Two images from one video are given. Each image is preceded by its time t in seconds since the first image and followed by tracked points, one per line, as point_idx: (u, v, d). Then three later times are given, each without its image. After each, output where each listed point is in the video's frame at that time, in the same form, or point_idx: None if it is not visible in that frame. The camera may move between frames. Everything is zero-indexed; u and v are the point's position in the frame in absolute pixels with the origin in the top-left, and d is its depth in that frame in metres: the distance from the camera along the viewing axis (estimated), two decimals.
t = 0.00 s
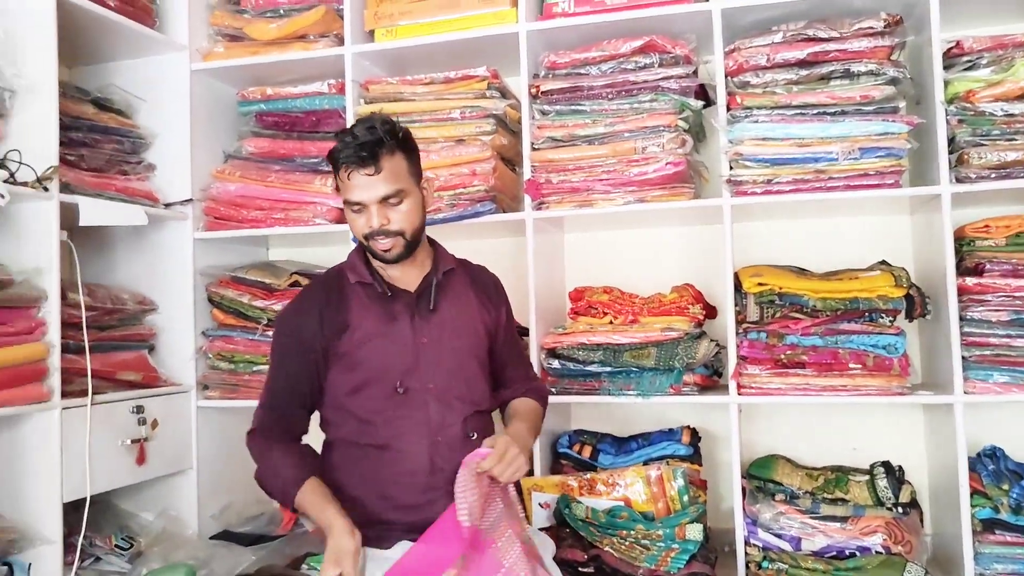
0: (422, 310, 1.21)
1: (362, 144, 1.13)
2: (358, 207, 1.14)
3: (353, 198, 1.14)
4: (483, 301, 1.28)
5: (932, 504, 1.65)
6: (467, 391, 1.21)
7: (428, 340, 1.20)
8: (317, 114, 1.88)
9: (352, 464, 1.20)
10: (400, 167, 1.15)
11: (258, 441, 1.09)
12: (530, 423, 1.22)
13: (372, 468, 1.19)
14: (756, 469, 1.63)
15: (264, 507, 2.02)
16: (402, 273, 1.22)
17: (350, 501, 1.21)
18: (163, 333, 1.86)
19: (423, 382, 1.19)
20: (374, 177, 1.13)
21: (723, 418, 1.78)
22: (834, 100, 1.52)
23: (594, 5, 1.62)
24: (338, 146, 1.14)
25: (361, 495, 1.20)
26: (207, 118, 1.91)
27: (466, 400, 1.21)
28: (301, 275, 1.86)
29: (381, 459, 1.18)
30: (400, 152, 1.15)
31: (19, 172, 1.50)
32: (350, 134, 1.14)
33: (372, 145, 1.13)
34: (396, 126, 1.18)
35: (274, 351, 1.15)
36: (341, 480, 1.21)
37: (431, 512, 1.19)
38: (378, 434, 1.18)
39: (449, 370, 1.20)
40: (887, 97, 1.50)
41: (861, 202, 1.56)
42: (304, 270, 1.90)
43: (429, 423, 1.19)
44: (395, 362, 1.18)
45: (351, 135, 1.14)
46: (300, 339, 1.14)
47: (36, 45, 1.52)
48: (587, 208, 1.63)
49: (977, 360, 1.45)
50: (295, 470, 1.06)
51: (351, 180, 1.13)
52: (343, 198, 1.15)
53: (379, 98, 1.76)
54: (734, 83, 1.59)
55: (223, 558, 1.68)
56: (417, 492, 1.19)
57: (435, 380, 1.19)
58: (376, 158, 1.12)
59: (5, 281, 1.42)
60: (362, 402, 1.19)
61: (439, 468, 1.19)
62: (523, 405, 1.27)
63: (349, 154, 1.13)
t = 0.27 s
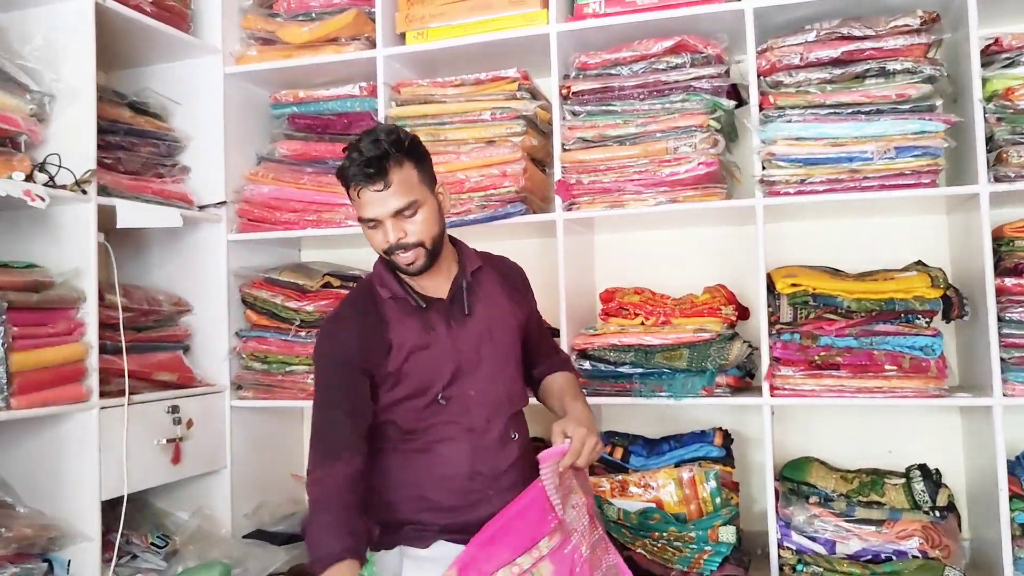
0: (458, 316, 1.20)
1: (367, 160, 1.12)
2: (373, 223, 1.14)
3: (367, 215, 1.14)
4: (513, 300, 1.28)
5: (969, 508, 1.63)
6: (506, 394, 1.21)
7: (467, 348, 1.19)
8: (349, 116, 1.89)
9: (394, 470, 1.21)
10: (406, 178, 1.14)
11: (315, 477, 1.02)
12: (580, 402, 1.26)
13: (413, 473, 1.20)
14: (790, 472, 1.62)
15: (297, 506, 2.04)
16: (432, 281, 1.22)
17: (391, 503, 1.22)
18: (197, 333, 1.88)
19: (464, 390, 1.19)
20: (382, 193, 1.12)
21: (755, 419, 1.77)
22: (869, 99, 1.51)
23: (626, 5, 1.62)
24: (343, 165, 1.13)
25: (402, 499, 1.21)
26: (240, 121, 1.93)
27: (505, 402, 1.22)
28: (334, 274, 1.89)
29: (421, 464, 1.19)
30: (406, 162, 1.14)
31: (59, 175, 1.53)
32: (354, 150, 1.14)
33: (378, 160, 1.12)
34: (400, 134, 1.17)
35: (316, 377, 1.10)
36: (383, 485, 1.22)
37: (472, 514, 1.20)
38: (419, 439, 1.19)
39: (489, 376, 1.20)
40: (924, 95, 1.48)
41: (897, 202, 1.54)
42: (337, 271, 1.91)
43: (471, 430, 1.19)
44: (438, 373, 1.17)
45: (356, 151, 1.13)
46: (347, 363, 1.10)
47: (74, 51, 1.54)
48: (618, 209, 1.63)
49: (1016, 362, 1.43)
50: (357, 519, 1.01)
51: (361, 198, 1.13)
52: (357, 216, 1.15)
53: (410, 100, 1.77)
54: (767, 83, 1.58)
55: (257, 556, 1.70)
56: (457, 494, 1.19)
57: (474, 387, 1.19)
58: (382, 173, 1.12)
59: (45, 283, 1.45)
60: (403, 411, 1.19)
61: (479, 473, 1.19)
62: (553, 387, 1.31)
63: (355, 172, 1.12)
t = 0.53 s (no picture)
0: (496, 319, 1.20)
1: (377, 171, 1.09)
2: (390, 235, 1.11)
3: (383, 229, 1.11)
4: (545, 294, 1.28)
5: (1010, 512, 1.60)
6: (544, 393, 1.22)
7: (507, 350, 1.19)
8: (381, 116, 1.90)
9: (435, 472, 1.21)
10: (418, 185, 1.10)
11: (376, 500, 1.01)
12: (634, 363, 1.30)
13: (452, 475, 1.20)
14: (825, 473, 1.60)
15: (330, 504, 2.05)
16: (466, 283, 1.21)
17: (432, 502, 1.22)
18: (233, 332, 1.90)
19: (504, 393, 1.19)
20: (393, 204, 1.09)
21: (790, 420, 1.75)
22: (906, 96, 1.49)
23: (658, 3, 1.61)
24: (353, 180, 1.11)
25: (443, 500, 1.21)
26: (274, 121, 1.94)
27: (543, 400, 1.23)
28: (366, 274, 1.89)
29: (462, 466, 1.20)
30: (416, 168, 1.10)
31: (97, 177, 1.56)
32: (364, 163, 1.11)
33: (387, 171, 1.09)
34: (409, 139, 1.13)
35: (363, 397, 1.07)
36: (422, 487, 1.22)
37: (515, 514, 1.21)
38: (460, 443, 1.19)
39: (528, 376, 1.20)
40: (963, 92, 1.46)
41: (934, 200, 1.52)
42: (369, 270, 1.92)
43: (513, 431, 1.19)
44: (478, 377, 1.17)
45: (366, 163, 1.10)
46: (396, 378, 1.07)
47: (112, 54, 1.57)
48: (651, 208, 1.62)
49: None
50: (420, 543, 1.02)
51: (375, 210, 1.10)
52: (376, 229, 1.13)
53: (442, 101, 1.78)
54: (802, 80, 1.56)
55: (291, 554, 1.72)
56: (498, 496, 1.20)
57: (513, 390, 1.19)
58: (391, 184, 1.08)
59: (84, 283, 1.47)
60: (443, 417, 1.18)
61: (519, 477, 1.19)
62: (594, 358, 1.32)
63: (366, 186, 1.10)
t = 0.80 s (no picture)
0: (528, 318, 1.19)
1: (406, 176, 1.06)
2: (421, 240, 1.08)
3: (414, 233, 1.08)
4: (577, 290, 1.26)
5: None
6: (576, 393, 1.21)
7: (537, 350, 1.18)
8: (411, 112, 1.91)
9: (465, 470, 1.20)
10: (449, 189, 1.07)
11: (384, 498, 0.99)
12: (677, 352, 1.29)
13: (481, 473, 1.20)
14: (859, 470, 1.58)
15: (360, 498, 2.06)
16: (500, 282, 1.19)
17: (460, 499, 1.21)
18: (264, 326, 1.91)
19: (535, 393, 1.18)
20: (424, 209, 1.06)
21: (823, 416, 1.73)
22: (942, 87, 1.46)
23: None
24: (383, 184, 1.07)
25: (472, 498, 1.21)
26: (305, 117, 1.95)
27: (574, 399, 1.22)
28: (396, 269, 1.88)
29: (491, 464, 1.19)
30: (446, 169, 1.07)
31: (132, 172, 1.58)
32: (393, 166, 1.07)
33: (418, 175, 1.05)
34: (437, 139, 1.09)
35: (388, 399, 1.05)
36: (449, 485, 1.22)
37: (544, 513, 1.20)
38: (490, 442, 1.19)
39: (559, 375, 1.20)
40: (1001, 83, 1.43)
41: (972, 193, 1.49)
42: (399, 265, 1.92)
43: (544, 431, 1.18)
44: (509, 377, 1.16)
45: (395, 166, 1.07)
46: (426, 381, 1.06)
47: (145, 50, 1.58)
48: (681, 201, 1.61)
49: None
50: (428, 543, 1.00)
51: (406, 215, 1.07)
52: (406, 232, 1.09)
53: (471, 96, 1.77)
54: (835, 72, 1.54)
55: (321, 546, 1.73)
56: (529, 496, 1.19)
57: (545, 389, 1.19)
58: (422, 189, 1.05)
59: (118, 278, 1.49)
60: (474, 416, 1.18)
61: (548, 476, 1.19)
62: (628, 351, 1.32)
63: (396, 191, 1.06)
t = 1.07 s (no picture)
0: (542, 300, 1.21)
1: (448, 133, 1.11)
2: (456, 197, 1.13)
3: (450, 190, 1.12)
4: (604, 279, 1.26)
5: None
6: (590, 382, 1.20)
7: (548, 331, 1.19)
8: (431, 98, 1.90)
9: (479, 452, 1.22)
10: (490, 150, 1.11)
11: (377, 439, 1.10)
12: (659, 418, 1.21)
13: (492, 454, 1.21)
14: (881, 457, 1.58)
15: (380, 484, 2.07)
16: (518, 263, 1.22)
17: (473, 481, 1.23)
18: (285, 312, 1.92)
19: (544, 375, 1.19)
20: (463, 166, 1.10)
21: (845, 404, 1.72)
22: (970, 70, 1.44)
23: None
24: (426, 140, 1.13)
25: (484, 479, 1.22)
26: (325, 104, 1.96)
27: (590, 389, 1.21)
28: (416, 257, 1.89)
29: (501, 445, 1.20)
30: (488, 133, 1.12)
31: (154, 158, 1.59)
32: (437, 124, 1.13)
33: (459, 132, 1.10)
34: (483, 105, 1.15)
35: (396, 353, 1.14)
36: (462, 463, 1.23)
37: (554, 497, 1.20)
38: (502, 422, 1.20)
39: (571, 361, 1.20)
40: None
41: (999, 177, 1.47)
42: (419, 252, 1.93)
43: (552, 413, 1.19)
44: (517, 355, 1.18)
45: (439, 124, 1.12)
46: (427, 342, 1.13)
47: (169, 37, 1.59)
48: (703, 187, 1.60)
49: None
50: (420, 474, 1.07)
51: (444, 171, 1.12)
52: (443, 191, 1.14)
53: (491, 82, 1.77)
54: (860, 55, 1.52)
55: (342, 530, 1.75)
56: (538, 481, 1.20)
57: (556, 371, 1.19)
58: (463, 146, 1.10)
59: (141, 262, 1.50)
60: (485, 392, 1.20)
61: (559, 460, 1.19)
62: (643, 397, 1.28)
63: (438, 146, 1.11)
